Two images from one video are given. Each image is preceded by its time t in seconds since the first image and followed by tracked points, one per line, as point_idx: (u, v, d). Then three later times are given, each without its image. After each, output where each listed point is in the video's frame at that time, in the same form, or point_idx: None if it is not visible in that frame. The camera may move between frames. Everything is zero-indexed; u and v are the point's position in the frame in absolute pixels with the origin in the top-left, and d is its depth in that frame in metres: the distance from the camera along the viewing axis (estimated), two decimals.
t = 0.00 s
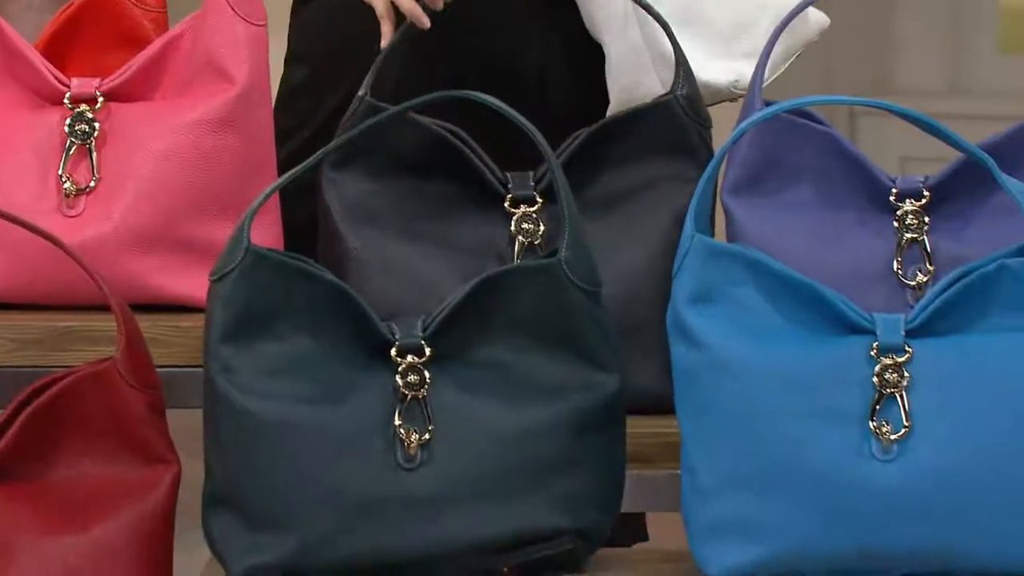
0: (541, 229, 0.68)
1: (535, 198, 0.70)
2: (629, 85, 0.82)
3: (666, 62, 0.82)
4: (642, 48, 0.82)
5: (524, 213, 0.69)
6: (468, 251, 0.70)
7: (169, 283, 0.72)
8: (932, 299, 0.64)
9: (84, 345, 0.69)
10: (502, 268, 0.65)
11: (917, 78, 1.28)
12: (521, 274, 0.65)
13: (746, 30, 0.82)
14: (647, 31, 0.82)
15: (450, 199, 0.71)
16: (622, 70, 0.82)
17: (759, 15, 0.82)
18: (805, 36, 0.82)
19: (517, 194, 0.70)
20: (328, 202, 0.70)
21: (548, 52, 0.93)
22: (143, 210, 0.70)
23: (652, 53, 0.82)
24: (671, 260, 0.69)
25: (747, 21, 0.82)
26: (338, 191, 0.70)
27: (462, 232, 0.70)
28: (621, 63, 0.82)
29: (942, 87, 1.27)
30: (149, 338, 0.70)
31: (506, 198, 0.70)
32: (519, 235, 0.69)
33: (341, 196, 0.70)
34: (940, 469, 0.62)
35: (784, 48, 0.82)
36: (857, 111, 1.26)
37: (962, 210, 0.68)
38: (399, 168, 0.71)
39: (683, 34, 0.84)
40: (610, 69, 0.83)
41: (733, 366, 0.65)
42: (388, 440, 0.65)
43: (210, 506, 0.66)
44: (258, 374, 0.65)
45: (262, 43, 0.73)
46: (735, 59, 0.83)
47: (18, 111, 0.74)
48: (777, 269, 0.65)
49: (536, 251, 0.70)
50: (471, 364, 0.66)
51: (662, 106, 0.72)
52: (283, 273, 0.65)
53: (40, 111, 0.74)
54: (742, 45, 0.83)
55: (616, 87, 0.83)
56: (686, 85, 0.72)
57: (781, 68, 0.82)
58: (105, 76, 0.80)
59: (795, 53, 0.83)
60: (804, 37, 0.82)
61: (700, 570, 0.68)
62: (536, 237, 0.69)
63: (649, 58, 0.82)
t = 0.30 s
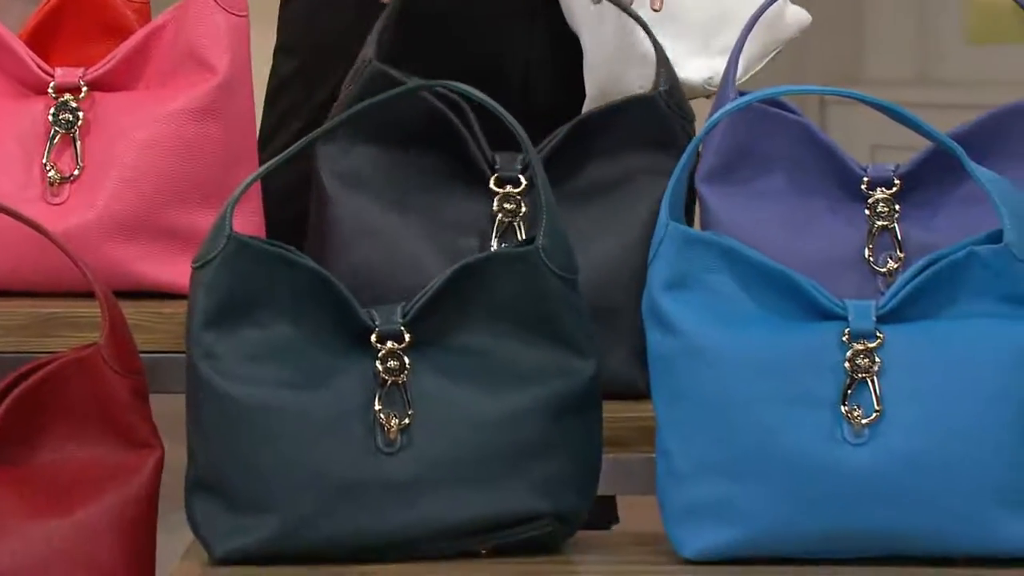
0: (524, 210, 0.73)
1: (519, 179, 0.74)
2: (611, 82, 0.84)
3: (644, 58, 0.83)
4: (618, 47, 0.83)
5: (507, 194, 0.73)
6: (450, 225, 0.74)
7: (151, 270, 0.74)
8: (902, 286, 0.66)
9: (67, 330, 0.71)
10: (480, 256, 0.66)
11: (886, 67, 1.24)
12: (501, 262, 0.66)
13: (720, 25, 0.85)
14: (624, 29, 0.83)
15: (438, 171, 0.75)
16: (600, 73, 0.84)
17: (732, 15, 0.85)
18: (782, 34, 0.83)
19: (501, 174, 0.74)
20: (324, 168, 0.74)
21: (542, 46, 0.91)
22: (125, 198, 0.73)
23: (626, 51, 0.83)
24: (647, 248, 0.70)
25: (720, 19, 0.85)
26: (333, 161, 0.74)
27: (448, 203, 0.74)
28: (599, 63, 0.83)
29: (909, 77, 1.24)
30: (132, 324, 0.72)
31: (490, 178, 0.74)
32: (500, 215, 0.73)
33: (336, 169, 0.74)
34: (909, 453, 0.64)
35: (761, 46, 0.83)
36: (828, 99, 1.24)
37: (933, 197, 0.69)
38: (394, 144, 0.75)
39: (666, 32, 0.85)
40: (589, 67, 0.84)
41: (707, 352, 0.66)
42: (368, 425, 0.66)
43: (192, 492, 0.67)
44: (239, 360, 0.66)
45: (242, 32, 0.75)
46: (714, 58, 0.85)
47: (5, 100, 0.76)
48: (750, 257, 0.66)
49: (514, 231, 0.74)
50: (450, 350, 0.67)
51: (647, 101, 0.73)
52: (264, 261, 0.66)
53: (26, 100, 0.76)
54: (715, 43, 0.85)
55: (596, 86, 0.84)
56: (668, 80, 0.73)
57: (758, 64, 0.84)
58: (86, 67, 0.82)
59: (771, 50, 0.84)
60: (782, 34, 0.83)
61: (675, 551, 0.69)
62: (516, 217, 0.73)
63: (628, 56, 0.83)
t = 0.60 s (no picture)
0: (484, 212, 0.71)
1: (479, 181, 0.72)
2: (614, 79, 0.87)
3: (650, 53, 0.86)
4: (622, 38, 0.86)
5: (468, 197, 0.72)
6: (416, 235, 0.72)
7: (137, 266, 0.76)
8: (874, 281, 0.67)
9: (56, 325, 0.73)
10: (460, 252, 0.67)
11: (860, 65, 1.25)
12: (480, 257, 0.67)
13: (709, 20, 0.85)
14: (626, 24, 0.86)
15: (397, 186, 0.72)
16: (599, 63, 0.86)
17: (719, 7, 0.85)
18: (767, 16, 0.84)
19: (460, 177, 0.72)
20: (280, 188, 0.71)
21: (537, 38, 0.92)
22: (112, 195, 0.75)
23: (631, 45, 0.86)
24: (623, 244, 0.71)
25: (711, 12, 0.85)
26: (289, 178, 0.71)
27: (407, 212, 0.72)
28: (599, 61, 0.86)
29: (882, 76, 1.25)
30: (120, 318, 0.74)
31: (450, 183, 0.72)
32: (463, 218, 0.72)
33: (293, 184, 0.71)
34: (881, 444, 0.65)
35: (748, 31, 0.84)
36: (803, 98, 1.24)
37: (903, 194, 0.72)
38: (348, 155, 0.71)
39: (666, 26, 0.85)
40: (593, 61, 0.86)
41: (683, 345, 0.67)
42: (351, 416, 0.67)
43: (176, 483, 0.68)
44: (223, 353, 0.67)
45: (226, 31, 0.77)
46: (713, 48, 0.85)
47: None
48: (724, 251, 0.67)
49: (480, 234, 0.72)
50: (430, 343, 0.68)
51: (601, 95, 0.73)
52: (247, 257, 0.67)
53: (14, 99, 0.78)
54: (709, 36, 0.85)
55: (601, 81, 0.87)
56: (623, 73, 0.73)
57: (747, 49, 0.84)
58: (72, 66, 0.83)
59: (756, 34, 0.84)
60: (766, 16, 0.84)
61: (652, 541, 0.71)
62: (480, 219, 0.72)
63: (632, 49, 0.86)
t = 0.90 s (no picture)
0: (464, 212, 0.72)
1: (459, 181, 0.73)
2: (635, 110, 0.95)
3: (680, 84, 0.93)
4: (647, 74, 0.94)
5: (449, 197, 0.73)
6: (397, 236, 0.73)
7: (123, 266, 0.78)
8: (845, 281, 0.68)
9: (42, 323, 0.74)
10: (440, 251, 0.69)
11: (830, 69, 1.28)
12: (459, 257, 0.69)
13: (742, 45, 0.93)
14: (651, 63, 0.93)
15: (380, 186, 0.74)
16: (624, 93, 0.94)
17: (750, 32, 0.92)
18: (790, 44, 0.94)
19: (441, 177, 0.73)
20: (263, 190, 0.72)
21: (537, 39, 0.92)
22: (97, 197, 0.77)
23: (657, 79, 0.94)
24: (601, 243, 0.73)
25: (742, 36, 0.92)
26: (273, 180, 0.72)
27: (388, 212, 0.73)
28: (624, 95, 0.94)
29: (851, 80, 1.28)
30: (104, 316, 0.75)
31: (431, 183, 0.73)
32: (443, 218, 0.73)
33: (276, 184, 0.72)
34: (852, 440, 0.67)
35: (771, 60, 0.94)
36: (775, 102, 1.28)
37: (874, 195, 0.73)
38: (330, 157, 0.73)
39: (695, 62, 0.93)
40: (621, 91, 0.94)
41: (659, 344, 0.69)
42: (333, 414, 0.68)
43: (161, 478, 0.69)
44: (208, 352, 0.69)
45: (210, 36, 0.78)
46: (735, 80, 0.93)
47: None
48: (698, 251, 0.69)
49: (461, 234, 0.73)
50: (410, 342, 0.70)
51: (581, 97, 0.74)
52: (230, 257, 0.69)
53: None
54: (739, 60, 0.93)
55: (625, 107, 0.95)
56: (602, 74, 0.74)
57: (769, 73, 0.95)
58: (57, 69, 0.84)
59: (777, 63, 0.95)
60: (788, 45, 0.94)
61: (628, 535, 0.72)
62: (460, 219, 0.73)
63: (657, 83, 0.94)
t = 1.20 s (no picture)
0: (441, 213, 0.73)
1: (436, 182, 0.74)
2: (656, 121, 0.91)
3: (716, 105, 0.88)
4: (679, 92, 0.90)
5: (427, 198, 0.74)
6: (374, 236, 0.74)
7: (104, 266, 0.79)
8: (816, 281, 0.70)
9: (25, 321, 0.75)
10: (417, 252, 0.70)
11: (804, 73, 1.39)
12: (436, 257, 0.70)
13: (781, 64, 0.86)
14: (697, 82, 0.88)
15: (361, 188, 0.75)
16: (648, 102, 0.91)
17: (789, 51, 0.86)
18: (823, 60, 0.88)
19: (418, 179, 0.74)
20: (243, 191, 0.73)
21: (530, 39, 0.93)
22: (78, 197, 0.78)
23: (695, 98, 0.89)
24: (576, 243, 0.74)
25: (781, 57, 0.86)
26: (253, 181, 0.73)
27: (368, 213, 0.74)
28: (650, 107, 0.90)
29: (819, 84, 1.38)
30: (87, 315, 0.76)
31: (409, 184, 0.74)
32: (421, 218, 0.74)
33: (256, 185, 0.73)
34: (823, 438, 0.68)
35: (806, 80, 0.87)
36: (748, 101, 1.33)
37: (844, 196, 0.75)
38: (310, 159, 0.74)
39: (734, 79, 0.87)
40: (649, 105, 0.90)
41: (633, 343, 0.70)
42: (312, 412, 0.69)
43: (142, 475, 0.70)
44: (188, 351, 0.69)
45: (190, 38, 0.80)
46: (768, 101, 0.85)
47: None
48: (671, 252, 0.70)
49: (437, 234, 0.74)
50: (389, 341, 0.71)
51: (557, 99, 0.76)
52: (210, 258, 0.69)
53: None
54: (774, 78, 0.87)
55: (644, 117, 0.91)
56: (577, 77, 0.75)
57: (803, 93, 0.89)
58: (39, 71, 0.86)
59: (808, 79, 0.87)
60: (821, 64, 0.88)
61: (604, 532, 0.73)
62: (437, 220, 0.74)
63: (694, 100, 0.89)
